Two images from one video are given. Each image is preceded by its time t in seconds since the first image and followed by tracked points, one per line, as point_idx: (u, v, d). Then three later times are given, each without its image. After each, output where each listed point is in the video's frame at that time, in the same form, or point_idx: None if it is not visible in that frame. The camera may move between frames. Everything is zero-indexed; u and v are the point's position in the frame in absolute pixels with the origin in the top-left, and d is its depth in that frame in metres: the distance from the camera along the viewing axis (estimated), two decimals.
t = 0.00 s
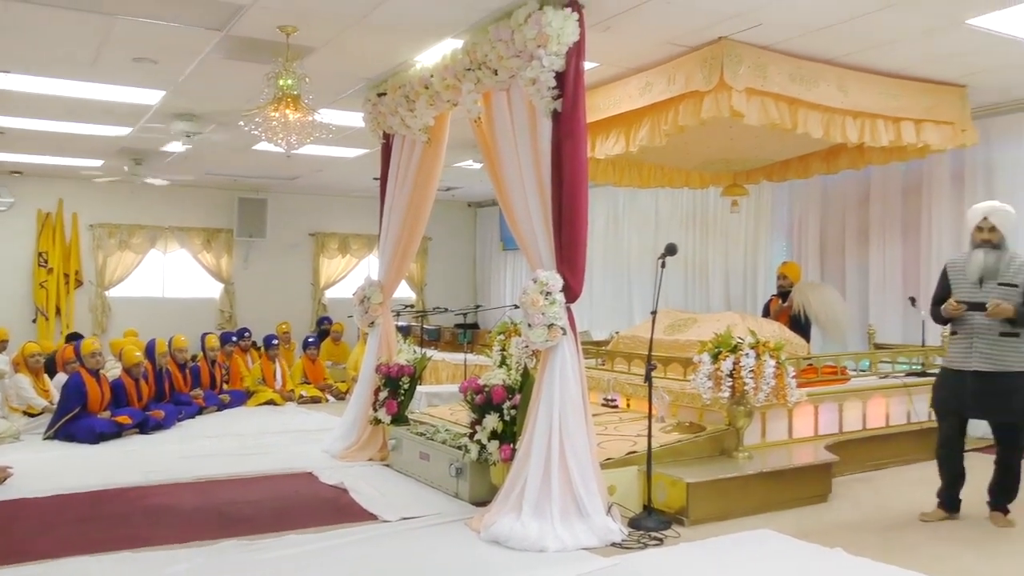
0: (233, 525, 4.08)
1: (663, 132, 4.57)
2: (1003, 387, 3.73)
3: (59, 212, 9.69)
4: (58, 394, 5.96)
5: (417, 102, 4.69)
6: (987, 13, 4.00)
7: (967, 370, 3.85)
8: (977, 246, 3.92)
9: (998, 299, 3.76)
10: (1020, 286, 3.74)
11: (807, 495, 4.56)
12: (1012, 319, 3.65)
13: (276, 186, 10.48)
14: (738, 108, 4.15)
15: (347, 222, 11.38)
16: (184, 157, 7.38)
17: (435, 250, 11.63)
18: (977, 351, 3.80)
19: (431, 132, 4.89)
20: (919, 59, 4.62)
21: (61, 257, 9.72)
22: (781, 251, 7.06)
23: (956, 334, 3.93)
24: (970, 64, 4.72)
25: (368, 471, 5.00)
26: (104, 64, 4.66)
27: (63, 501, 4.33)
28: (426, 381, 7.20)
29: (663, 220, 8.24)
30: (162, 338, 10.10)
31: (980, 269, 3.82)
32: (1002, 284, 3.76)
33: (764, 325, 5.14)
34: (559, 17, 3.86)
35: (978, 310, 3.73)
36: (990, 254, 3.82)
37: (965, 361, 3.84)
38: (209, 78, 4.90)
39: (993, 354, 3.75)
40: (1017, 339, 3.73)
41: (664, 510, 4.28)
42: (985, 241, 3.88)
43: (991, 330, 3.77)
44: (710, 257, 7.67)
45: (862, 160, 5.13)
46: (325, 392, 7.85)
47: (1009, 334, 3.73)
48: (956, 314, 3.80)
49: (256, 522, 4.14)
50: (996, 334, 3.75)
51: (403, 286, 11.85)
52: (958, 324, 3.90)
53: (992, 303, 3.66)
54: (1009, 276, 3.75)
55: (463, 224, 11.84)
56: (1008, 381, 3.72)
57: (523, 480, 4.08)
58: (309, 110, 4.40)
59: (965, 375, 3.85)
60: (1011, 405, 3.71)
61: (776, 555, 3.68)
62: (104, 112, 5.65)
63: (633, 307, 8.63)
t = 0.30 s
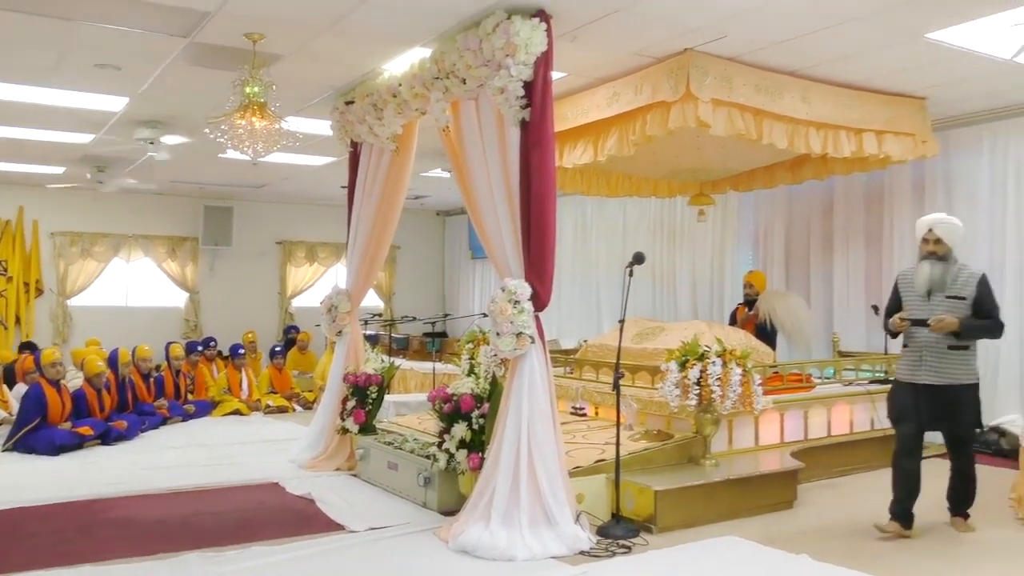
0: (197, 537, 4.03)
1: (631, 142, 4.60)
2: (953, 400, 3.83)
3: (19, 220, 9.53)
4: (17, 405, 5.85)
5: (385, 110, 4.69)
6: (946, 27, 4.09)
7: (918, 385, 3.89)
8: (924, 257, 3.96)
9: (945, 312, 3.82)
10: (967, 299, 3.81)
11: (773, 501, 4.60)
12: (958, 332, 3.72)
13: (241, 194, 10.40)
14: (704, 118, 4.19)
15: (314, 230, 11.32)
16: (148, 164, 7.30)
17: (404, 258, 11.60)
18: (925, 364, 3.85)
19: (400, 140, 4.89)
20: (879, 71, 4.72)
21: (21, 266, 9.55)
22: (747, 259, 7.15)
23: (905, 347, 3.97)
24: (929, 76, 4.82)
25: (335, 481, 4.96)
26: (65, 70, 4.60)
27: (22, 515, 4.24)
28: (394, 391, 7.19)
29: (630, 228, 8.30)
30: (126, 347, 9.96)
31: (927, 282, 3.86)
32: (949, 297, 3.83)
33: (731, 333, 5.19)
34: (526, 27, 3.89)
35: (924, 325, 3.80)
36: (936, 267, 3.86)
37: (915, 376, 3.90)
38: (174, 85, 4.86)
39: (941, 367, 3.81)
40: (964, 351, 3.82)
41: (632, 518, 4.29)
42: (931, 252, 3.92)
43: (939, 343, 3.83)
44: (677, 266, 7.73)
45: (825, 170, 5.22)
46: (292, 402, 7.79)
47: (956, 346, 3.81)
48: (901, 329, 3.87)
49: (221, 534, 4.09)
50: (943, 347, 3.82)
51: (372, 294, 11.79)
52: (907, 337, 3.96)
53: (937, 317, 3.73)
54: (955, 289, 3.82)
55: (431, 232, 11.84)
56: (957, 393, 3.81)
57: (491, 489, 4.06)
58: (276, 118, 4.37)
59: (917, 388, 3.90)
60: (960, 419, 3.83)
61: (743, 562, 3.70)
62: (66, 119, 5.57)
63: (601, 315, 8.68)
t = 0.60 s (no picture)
0: (167, 544, 3.98)
1: (604, 147, 4.62)
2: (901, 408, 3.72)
3: None
4: None
5: (358, 114, 4.68)
6: (914, 36, 4.14)
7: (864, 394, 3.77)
8: (863, 263, 3.90)
9: (886, 317, 3.75)
10: (907, 303, 3.75)
11: (744, 504, 4.63)
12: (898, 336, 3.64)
13: (213, 198, 10.33)
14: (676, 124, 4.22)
15: (287, 234, 11.25)
16: (117, 167, 7.22)
17: (377, 263, 11.57)
18: (868, 371, 3.77)
19: (373, 144, 4.88)
20: (849, 79, 4.78)
21: None
22: (719, 264, 7.21)
23: (848, 356, 3.89)
24: (898, 84, 4.90)
25: (307, 487, 4.93)
26: (32, 72, 4.53)
27: None
28: (368, 396, 7.21)
29: (604, 233, 8.33)
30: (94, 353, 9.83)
31: (866, 287, 3.81)
32: (889, 301, 3.76)
33: (703, 337, 5.22)
34: (500, 33, 3.90)
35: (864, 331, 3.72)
36: (874, 272, 3.81)
37: (856, 383, 3.79)
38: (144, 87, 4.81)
39: (883, 373, 3.72)
40: (907, 356, 3.73)
41: (605, 522, 4.29)
42: (869, 257, 3.87)
43: (880, 349, 3.75)
44: (650, 271, 7.78)
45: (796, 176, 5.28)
46: (264, 407, 7.75)
47: (898, 351, 3.73)
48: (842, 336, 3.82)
49: (191, 541, 4.05)
50: (885, 353, 3.73)
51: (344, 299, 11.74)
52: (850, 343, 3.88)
53: (875, 323, 3.67)
54: (895, 293, 3.76)
55: (404, 237, 11.81)
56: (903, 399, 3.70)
57: (464, 494, 4.05)
58: (247, 121, 4.34)
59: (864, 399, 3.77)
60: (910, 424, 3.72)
61: (715, 565, 3.72)
62: (32, 121, 5.49)
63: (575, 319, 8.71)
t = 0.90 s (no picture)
0: (135, 550, 3.93)
1: (578, 150, 4.63)
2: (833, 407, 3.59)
3: None
4: None
5: (331, 116, 4.66)
6: (883, 42, 4.20)
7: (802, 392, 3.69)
8: (806, 261, 3.76)
9: (827, 317, 3.62)
10: (849, 302, 3.61)
11: (716, 506, 4.66)
12: (839, 337, 3.50)
13: (184, 200, 10.25)
14: (649, 128, 4.25)
15: (259, 237, 11.18)
16: (85, 168, 7.13)
17: (350, 265, 11.52)
18: (809, 370, 3.64)
19: (346, 147, 4.87)
20: (819, 84, 4.83)
21: None
22: (691, 266, 7.26)
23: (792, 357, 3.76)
24: (867, 90, 4.96)
25: (279, 491, 4.90)
26: None
27: None
28: (340, 400, 7.20)
29: (577, 236, 8.36)
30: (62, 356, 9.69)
31: (808, 286, 3.67)
32: (831, 300, 3.63)
33: (676, 340, 5.25)
34: (473, 35, 3.90)
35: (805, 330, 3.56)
36: (817, 270, 3.67)
37: (799, 385, 3.68)
38: (114, 87, 4.76)
39: (824, 372, 3.59)
40: (849, 355, 3.59)
41: (578, 524, 4.30)
42: (812, 255, 3.72)
43: (822, 348, 3.62)
44: (624, 273, 7.81)
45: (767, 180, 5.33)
46: (235, 411, 7.70)
47: (840, 350, 3.59)
48: (784, 336, 3.68)
49: (161, 546, 4.00)
50: (827, 353, 3.60)
51: (317, 302, 11.68)
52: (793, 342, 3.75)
53: (817, 322, 3.52)
54: (836, 291, 3.62)
55: (378, 239, 11.78)
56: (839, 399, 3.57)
57: (437, 498, 4.04)
58: (219, 123, 4.31)
59: (800, 397, 3.70)
60: (845, 423, 3.56)
61: (687, 566, 3.74)
62: None
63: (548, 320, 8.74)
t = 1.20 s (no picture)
0: (106, 553, 3.88)
1: (553, 151, 4.63)
2: (771, 415, 3.46)
3: None
4: None
5: (305, 115, 4.64)
6: (854, 45, 4.25)
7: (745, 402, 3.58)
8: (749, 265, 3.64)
9: (767, 323, 3.50)
10: (791, 308, 3.49)
11: (690, 505, 4.70)
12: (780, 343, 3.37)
13: (155, 198, 10.16)
14: (624, 129, 4.27)
15: (232, 236, 11.10)
16: (54, 167, 7.04)
17: (325, 265, 11.47)
18: (749, 379, 3.52)
19: (320, 146, 4.85)
20: (792, 86, 4.88)
21: None
22: (665, 266, 7.31)
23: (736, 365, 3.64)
24: (840, 92, 5.01)
25: (253, 492, 4.87)
26: None
27: None
28: (314, 400, 7.18)
29: (552, 236, 8.38)
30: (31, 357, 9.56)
31: (750, 291, 3.55)
32: (772, 306, 3.51)
33: (650, 340, 5.28)
34: (448, 35, 3.89)
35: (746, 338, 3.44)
36: (759, 275, 3.56)
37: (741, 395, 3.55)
38: (84, 85, 4.70)
39: (763, 381, 3.47)
40: (791, 363, 3.46)
41: (554, 524, 4.31)
42: (755, 259, 3.60)
43: (761, 356, 3.50)
44: (600, 274, 7.84)
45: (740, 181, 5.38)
46: (208, 411, 7.65)
47: (781, 358, 3.47)
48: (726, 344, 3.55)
49: (132, 549, 3.95)
50: (767, 360, 3.47)
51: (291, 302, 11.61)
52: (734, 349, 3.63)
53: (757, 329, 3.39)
54: (778, 297, 3.50)
55: (353, 239, 11.74)
56: (778, 408, 3.42)
57: (412, 499, 4.02)
58: (191, 121, 4.27)
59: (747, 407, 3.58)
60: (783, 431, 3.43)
61: (661, 564, 3.76)
62: None
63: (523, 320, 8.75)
